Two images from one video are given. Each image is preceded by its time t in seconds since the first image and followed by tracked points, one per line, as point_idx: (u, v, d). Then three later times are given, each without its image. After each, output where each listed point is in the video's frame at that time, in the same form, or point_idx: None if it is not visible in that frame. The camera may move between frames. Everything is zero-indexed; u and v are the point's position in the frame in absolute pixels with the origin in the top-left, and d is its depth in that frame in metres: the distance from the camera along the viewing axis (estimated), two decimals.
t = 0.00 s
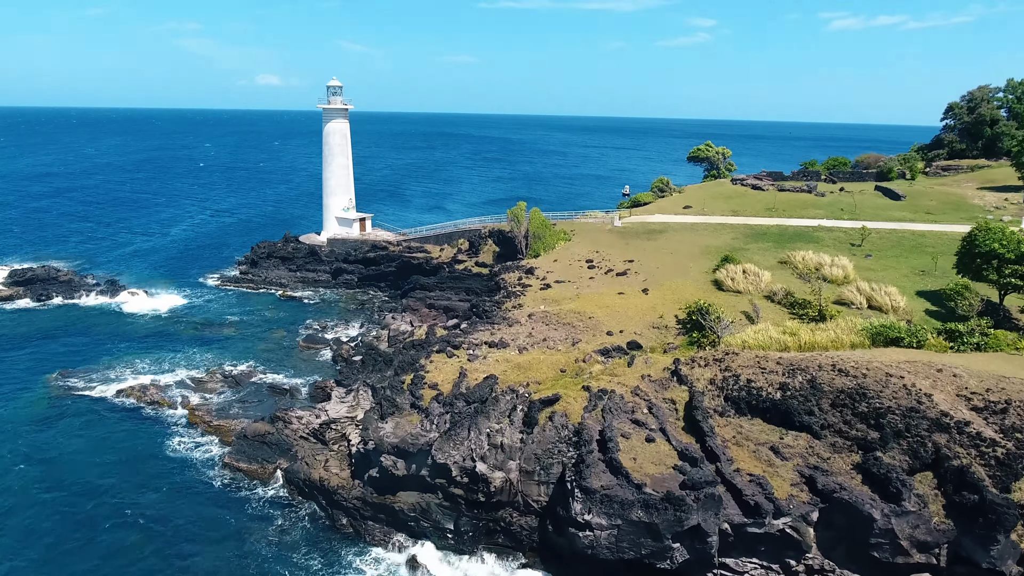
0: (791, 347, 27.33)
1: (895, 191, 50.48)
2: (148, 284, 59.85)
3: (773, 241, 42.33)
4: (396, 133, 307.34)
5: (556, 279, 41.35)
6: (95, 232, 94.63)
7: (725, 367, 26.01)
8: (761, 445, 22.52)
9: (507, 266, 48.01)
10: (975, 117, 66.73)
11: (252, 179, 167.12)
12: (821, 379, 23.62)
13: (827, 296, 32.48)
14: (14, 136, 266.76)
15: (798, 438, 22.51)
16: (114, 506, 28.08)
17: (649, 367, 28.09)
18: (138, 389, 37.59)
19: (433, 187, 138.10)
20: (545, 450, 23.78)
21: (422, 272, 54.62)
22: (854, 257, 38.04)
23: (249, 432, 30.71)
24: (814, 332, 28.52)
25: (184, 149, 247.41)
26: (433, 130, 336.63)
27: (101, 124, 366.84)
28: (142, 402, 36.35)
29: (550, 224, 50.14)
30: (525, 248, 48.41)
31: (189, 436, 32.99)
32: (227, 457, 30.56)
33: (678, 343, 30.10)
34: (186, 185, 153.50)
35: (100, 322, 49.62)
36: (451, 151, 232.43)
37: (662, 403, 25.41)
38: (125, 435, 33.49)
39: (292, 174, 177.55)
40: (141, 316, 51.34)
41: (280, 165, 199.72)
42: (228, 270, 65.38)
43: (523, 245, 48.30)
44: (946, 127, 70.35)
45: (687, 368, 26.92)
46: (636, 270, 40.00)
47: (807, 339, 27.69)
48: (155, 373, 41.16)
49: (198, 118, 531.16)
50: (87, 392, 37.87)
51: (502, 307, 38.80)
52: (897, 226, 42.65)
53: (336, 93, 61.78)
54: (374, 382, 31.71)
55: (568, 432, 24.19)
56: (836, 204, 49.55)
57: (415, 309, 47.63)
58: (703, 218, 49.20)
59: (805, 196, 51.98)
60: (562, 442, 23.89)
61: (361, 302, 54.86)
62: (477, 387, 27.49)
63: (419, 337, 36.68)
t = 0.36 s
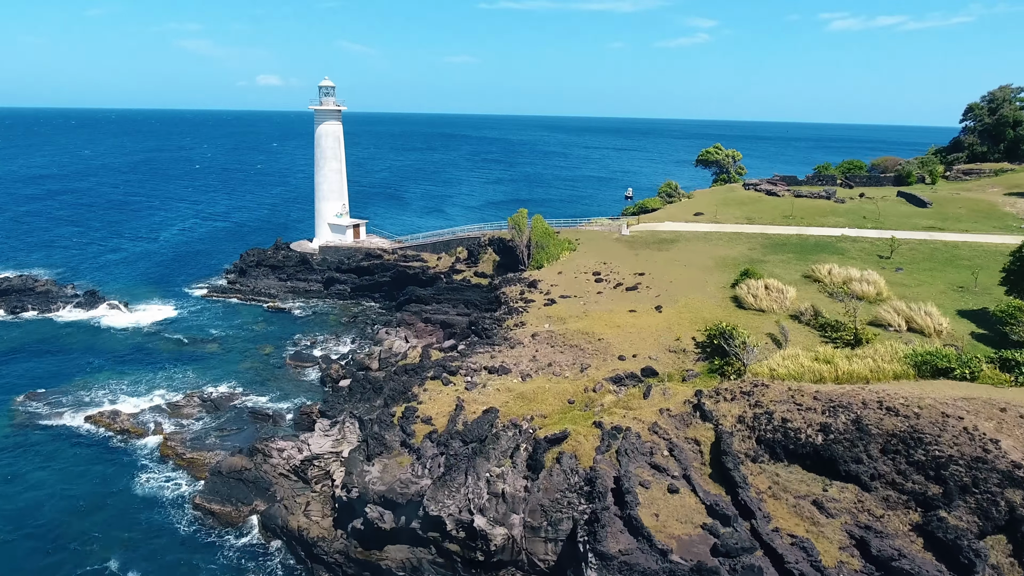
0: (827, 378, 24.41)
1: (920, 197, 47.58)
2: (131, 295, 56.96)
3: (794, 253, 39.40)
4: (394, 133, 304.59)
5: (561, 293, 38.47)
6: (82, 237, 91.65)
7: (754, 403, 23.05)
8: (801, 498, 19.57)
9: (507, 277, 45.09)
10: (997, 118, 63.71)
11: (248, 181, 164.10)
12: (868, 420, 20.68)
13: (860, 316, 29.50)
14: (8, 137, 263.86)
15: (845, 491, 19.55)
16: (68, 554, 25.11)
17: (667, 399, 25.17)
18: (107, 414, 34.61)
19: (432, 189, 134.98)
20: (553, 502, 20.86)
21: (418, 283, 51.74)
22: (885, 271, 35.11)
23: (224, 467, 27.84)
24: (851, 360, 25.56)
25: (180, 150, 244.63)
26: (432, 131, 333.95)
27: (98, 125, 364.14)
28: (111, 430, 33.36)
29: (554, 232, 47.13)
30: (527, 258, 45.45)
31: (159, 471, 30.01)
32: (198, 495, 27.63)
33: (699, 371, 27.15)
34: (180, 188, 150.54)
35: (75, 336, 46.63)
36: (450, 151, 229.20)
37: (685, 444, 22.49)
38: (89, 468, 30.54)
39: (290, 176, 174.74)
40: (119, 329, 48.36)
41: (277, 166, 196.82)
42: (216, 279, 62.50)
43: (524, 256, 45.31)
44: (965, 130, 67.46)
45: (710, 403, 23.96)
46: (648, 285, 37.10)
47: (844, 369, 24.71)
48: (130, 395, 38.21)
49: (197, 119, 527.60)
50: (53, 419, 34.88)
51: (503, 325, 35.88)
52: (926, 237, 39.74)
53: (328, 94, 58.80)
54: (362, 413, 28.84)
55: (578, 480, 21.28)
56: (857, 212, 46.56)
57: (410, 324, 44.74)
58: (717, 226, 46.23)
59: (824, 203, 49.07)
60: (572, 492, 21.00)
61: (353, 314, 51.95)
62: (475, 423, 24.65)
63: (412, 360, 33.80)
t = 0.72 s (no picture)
0: (871, 418, 21.52)
1: (948, 204, 44.68)
2: (113, 307, 54.09)
3: (819, 266, 36.52)
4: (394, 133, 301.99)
5: (567, 310, 35.65)
6: (69, 242, 88.72)
7: (792, 448, 20.21)
8: (855, 567, 16.63)
9: (509, 291, 42.28)
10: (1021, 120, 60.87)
11: (244, 183, 161.15)
12: (927, 472, 17.89)
13: (900, 341, 26.62)
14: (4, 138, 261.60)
15: (906, 560, 16.67)
16: None
17: (690, 438, 22.31)
18: (73, 442, 31.75)
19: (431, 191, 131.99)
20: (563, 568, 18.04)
21: (413, 296, 48.97)
22: (920, 288, 32.25)
23: (196, 509, 24.76)
24: (897, 394, 22.69)
25: (177, 151, 242.24)
26: (431, 131, 331.11)
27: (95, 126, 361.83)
28: (75, 462, 30.47)
29: (558, 242, 44.20)
30: (529, 270, 42.59)
31: (125, 512, 27.10)
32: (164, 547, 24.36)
33: (723, 404, 24.33)
34: (174, 190, 147.55)
35: (49, 352, 43.78)
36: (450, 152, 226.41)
37: (713, 496, 19.66)
38: (47, 507, 27.66)
39: (287, 178, 171.83)
40: (97, 344, 45.54)
41: (274, 168, 193.86)
42: (203, 289, 59.65)
43: (527, 269, 42.55)
44: (987, 131, 64.56)
45: (740, 446, 21.12)
46: (661, 301, 34.29)
47: (891, 404, 21.79)
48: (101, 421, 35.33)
49: (196, 118, 525.75)
50: (13, 450, 31.94)
51: (504, 346, 33.06)
52: (961, 249, 36.88)
53: (321, 95, 55.86)
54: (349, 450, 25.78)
55: (591, 541, 18.48)
56: (881, 221, 43.70)
57: (405, 340, 41.91)
58: (732, 235, 43.38)
59: (845, 211, 46.23)
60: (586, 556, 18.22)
61: (345, 328, 49.25)
62: (473, 466, 21.79)
63: (405, 385, 30.96)
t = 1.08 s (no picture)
0: (926, 465, 18.75)
1: (978, 211, 41.95)
2: (93, 319, 51.35)
3: (846, 280, 33.76)
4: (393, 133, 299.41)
5: (573, 329, 32.92)
6: (56, 247, 85.98)
7: (840, 505, 17.45)
8: None
9: (510, 305, 39.53)
10: None
11: (240, 184, 158.34)
12: (1007, 541, 15.13)
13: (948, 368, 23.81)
14: None
15: None
16: None
17: (718, 486, 19.55)
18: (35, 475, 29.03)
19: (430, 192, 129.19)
20: None
21: (409, 309, 46.23)
22: (960, 306, 29.49)
23: (160, 560, 20.85)
24: (954, 435, 19.89)
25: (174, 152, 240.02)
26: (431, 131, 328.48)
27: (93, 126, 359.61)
28: (35, 498, 27.72)
29: (562, 251, 41.39)
30: (532, 282, 39.81)
31: (84, 560, 24.36)
32: None
33: (753, 444, 21.57)
34: (169, 192, 144.78)
35: (20, 370, 41.05)
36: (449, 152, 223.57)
37: (749, 563, 16.89)
38: None
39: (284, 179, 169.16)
40: (72, 361, 42.84)
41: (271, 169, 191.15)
42: (189, 300, 56.92)
43: (530, 281, 39.76)
44: (1009, 132, 61.77)
45: (778, 500, 18.35)
46: (676, 320, 31.52)
47: (950, 448, 18.92)
48: (69, 449, 32.60)
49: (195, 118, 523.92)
50: None
51: (506, 369, 30.29)
52: (999, 261, 34.17)
53: (312, 95, 52.99)
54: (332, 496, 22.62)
55: None
56: (908, 229, 40.94)
57: (399, 358, 39.17)
58: (748, 245, 40.61)
59: (868, 218, 43.51)
60: None
61: (337, 342, 46.53)
62: (472, 521, 19.02)
63: (397, 415, 28.20)
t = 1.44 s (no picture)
0: (997, 527, 16.01)
1: (1011, 221, 39.32)
2: (72, 332, 48.68)
3: (876, 297, 31.08)
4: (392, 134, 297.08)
5: (581, 351, 30.24)
6: (43, 252, 83.32)
7: None
8: None
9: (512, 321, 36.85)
10: None
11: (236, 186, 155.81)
12: None
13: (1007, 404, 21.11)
14: None
15: None
16: None
17: (755, 550, 16.85)
18: None
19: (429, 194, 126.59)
20: None
21: (404, 323, 43.61)
22: (1007, 327, 26.82)
23: None
24: None
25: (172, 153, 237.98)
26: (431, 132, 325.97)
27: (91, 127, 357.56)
28: None
29: (568, 263, 38.65)
30: (536, 296, 37.12)
31: None
32: None
33: (791, 495, 18.88)
34: (164, 194, 142.13)
35: None
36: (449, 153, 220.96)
37: None
38: None
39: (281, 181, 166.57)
40: (45, 379, 40.21)
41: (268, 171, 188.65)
42: (175, 311, 54.26)
43: (533, 296, 37.00)
44: None
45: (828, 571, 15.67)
46: (694, 342, 28.86)
47: None
48: (33, 480, 29.96)
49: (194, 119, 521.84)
50: None
51: (508, 397, 27.64)
52: None
53: (304, 95, 50.04)
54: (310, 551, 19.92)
55: None
56: (937, 240, 38.27)
57: (392, 378, 36.53)
58: (767, 257, 37.92)
59: (893, 228, 40.88)
60: None
61: (327, 358, 43.88)
62: None
63: (388, 449, 25.50)
